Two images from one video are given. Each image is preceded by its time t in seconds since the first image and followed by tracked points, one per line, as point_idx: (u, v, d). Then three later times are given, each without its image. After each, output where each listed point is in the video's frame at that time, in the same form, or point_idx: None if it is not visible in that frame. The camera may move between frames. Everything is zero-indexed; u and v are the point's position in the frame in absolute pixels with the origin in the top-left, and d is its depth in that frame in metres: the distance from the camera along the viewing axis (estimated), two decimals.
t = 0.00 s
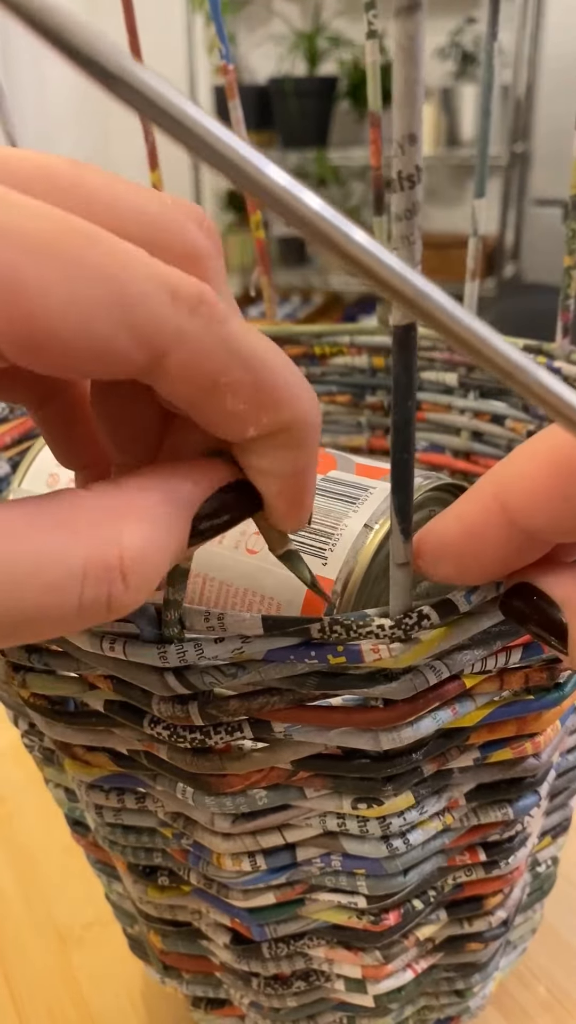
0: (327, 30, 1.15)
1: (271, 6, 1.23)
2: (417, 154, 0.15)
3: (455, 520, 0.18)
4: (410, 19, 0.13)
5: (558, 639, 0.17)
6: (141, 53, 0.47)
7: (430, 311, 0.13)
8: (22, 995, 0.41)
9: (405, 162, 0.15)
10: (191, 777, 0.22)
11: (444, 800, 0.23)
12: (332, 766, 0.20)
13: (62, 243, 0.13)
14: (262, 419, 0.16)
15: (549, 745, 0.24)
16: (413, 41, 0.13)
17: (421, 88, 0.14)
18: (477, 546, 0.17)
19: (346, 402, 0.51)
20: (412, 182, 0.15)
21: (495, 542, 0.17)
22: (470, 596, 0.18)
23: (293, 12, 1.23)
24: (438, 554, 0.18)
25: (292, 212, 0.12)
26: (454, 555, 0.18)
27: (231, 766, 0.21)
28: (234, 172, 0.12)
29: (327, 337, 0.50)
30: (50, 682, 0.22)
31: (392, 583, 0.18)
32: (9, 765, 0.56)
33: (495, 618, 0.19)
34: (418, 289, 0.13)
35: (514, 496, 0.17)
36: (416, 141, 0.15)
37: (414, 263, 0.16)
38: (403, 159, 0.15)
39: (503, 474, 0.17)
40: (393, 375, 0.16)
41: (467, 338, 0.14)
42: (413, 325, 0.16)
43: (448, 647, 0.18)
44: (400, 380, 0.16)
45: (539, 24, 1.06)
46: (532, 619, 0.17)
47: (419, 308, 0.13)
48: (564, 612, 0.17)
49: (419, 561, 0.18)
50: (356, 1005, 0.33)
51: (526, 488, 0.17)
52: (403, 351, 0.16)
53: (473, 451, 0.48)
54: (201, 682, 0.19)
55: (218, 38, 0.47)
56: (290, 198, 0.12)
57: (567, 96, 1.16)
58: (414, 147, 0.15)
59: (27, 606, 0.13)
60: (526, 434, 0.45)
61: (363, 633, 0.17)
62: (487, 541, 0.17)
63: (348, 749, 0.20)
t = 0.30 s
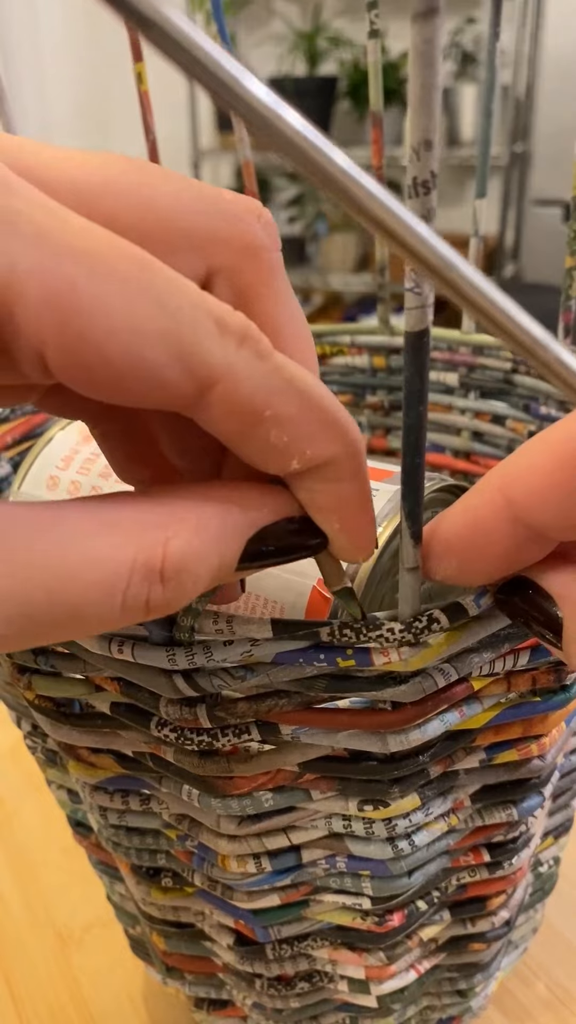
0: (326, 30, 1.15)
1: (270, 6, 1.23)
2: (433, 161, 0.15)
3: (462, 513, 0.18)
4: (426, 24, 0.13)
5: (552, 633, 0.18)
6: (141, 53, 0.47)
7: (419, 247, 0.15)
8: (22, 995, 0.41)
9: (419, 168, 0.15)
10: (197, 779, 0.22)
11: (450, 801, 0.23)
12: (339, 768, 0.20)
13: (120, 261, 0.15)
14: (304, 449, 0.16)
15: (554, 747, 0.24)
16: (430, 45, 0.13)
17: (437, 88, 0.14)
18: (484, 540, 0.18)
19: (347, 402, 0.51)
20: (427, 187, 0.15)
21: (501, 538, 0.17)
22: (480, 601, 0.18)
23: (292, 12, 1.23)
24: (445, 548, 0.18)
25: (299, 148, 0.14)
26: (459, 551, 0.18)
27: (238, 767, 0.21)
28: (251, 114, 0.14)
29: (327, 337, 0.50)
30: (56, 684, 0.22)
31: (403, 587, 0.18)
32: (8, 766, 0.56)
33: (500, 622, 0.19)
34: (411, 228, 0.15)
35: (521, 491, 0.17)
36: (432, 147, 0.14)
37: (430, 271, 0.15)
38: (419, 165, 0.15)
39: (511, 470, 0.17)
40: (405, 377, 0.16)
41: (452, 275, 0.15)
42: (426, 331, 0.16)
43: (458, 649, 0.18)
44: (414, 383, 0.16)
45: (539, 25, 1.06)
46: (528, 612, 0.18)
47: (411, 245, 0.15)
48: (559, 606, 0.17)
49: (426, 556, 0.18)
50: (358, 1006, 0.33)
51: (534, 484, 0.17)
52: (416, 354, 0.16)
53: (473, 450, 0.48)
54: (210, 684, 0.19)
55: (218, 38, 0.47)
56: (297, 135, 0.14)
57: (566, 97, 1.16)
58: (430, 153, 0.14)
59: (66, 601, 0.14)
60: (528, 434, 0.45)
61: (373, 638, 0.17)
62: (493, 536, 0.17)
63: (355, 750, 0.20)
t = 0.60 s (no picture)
0: (327, 30, 1.15)
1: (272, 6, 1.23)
2: (452, 166, 0.15)
3: (475, 514, 0.18)
4: (450, 28, 0.13)
5: (553, 641, 0.18)
6: (142, 52, 0.47)
7: (458, 220, 0.14)
8: (23, 995, 0.41)
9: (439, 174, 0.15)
10: (199, 781, 0.22)
11: (452, 804, 0.23)
12: (342, 771, 0.20)
13: (156, 258, 0.16)
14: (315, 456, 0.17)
15: (557, 749, 0.24)
16: (452, 50, 0.13)
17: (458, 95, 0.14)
18: (499, 542, 0.18)
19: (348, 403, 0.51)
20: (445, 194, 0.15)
21: (515, 540, 0.18)
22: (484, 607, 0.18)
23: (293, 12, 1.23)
24: (455, 548, 0.18)
25: (334, 103, 0.13)
26: (471, 551, 0.18)
27: (241, 770, 0.20)
28: (281, 61, 0.12)
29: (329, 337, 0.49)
30: (59, 686, 0.22)
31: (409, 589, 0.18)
32: (8, 765, 0.56)
33: (501, 630, 0.19)
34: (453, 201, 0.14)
35: (537, 495, 0.17)
36: (452, 153, 0.15)
37: (446, 276, 0.15)
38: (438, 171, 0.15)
39: (525, 475, 0.18)
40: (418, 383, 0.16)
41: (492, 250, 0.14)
42: (440, 337, 0.16)
43: (463, 654, 0.18)
44: (426, 389, 0.16)
45: (540, 26, 1.07)
46: (529, 622, 0.18)
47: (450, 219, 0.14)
48: (560, 615, 0.17)
49: (435, 556, 0.18)
50: (359, 1007, 0.33)
51: (550, 489, 0.17)
52: (428, 360, 0.16)
53: (475, 451, 0.48)
54: (214, 687, 0.19)
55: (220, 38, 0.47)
56: (334, 88, 0.12)
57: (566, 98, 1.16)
58: (449, 159, 0.15)
59: (104, 593, 0.15)
60: (530, 435, 0.45)
61: (378, 643, 0.17)
62: (507, 536, 0.18)
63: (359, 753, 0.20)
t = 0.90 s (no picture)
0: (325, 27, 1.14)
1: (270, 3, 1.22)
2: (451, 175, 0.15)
3: (477, 526, 0.18)
4: (448, 35, 0.13)
5: (549, 655, 0.18)
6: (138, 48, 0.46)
7: (469, 213, 0.14)
8: (23, 996, 0.41)
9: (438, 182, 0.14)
10: (197, 789, 0.22)
11: (451, 809, 0.23)
12: (340, 778, 0.20)
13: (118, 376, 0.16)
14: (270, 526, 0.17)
15: (556, 753, 0.24)
16: (451, 59, 0.13)
17: (458, 102, 0.14)
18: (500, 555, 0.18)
19: (347, 402, 0.51)
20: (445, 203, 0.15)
21: (518, 553, 0.18)
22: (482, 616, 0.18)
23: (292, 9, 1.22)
24: (455, 559, 0.18)
25: (349, 84, 0.12)
26: (471, 562, 0.18)
27: (238, 778, 0.20)
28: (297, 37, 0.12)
29: (327, 336, 0.49)
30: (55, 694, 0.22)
31: (409, 599, 0.18)
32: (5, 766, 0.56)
33: (498, 638, 0.19)
34: (466, 192, 0.13)
35: (543, 509, 0.17)
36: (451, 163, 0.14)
37: (445, 285, 0.15)
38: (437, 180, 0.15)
39: (531, 489, 0.18)
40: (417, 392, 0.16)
41: (500, 245, 0.14)
42: (439, 347, 0.16)
43: (462, 661, 0.19)
44: (425, 398, 0.16)
45: (540, 25, 1.06)
46: (527, 637, 0.18)
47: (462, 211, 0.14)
48: (557, 630, 0.18)
49: (434, 565, 0.18)
50: (359, 1009, 0.33)
51: (556, 503, 0.17)
52: (428, 370, 0.16)
53: (474, 451, 0.48)
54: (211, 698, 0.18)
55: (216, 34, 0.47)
56: (350, 68, 0.12)
57: (567, 96, 1.16)
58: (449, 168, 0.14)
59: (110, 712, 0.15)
60: (529, 434, 0.45)
61: (376, 654, 0.17)
62: (509, 549, 0.18)
63: (357, 761, 0.20)
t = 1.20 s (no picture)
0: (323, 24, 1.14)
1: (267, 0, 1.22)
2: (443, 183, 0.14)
3: (471, 532, 0.18)
4: (438, 42, 0.13)
5: (546, 663, 0.18)
6: (133, 45, 0.46)
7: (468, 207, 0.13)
8: (23, 996, 0.41)
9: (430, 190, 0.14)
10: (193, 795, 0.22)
11: (449, 813, 0.23)
12: (337, 784, 0.20)
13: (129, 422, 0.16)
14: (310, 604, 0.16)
15: (555, 757, 0.24)
16: (439, 67, 0.13)
17: (448, 110, 0.13)
18: (494, 560, 0.18)
19: (345, 401, 0.51)
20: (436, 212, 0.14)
21: (513, 559, 0.18)
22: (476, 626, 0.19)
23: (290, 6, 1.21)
24: (450, 566, 0.18)
25: (351, 74, 0.12)
26: (465, 569, 0.18)
27: (235, 784, 0.20)
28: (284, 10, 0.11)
29: (325, 336, 0.49)
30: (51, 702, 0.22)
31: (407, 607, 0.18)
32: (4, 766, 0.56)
33: (495, 645, 0.19)
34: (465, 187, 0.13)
35: (538, 514, 0.17)
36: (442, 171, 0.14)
37: (437, 294, 0.15)
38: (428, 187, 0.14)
39: (527, 495, 0.18)
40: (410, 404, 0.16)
41: (500, 240, 0.14)
42: (433, 357, 0.16)
43: (459, 669, 0.18)
44: (418, 407, 0.16)
45: (539, 24, 1.06)
46: (522, 644, 0.18)
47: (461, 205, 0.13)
48: (553, 637, 0.17)
49: (429, 572, 0.18)
50: (359, 1011, 0.33)
51: (552, 507, 0.17)
52: (421, 378, 0.16)
53: (473, 450, 0.48)
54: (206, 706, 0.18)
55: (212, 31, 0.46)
56: (353, 57, 0.12)
57: (566, 94, 1.16)
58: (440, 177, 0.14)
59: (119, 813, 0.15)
60: (528, 433, 0.44)
61: (372, 663, 0.18)
62: (503, 555, 0.18)
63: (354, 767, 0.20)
